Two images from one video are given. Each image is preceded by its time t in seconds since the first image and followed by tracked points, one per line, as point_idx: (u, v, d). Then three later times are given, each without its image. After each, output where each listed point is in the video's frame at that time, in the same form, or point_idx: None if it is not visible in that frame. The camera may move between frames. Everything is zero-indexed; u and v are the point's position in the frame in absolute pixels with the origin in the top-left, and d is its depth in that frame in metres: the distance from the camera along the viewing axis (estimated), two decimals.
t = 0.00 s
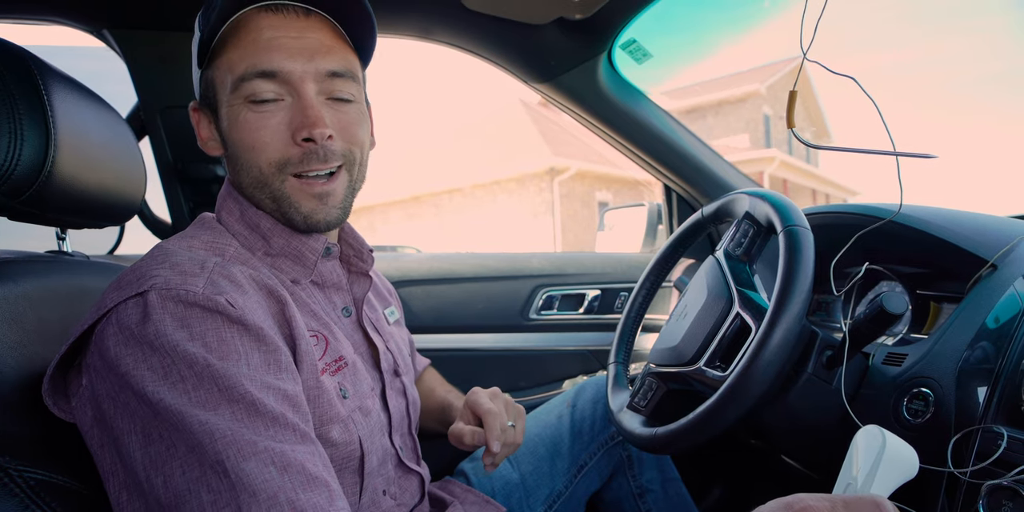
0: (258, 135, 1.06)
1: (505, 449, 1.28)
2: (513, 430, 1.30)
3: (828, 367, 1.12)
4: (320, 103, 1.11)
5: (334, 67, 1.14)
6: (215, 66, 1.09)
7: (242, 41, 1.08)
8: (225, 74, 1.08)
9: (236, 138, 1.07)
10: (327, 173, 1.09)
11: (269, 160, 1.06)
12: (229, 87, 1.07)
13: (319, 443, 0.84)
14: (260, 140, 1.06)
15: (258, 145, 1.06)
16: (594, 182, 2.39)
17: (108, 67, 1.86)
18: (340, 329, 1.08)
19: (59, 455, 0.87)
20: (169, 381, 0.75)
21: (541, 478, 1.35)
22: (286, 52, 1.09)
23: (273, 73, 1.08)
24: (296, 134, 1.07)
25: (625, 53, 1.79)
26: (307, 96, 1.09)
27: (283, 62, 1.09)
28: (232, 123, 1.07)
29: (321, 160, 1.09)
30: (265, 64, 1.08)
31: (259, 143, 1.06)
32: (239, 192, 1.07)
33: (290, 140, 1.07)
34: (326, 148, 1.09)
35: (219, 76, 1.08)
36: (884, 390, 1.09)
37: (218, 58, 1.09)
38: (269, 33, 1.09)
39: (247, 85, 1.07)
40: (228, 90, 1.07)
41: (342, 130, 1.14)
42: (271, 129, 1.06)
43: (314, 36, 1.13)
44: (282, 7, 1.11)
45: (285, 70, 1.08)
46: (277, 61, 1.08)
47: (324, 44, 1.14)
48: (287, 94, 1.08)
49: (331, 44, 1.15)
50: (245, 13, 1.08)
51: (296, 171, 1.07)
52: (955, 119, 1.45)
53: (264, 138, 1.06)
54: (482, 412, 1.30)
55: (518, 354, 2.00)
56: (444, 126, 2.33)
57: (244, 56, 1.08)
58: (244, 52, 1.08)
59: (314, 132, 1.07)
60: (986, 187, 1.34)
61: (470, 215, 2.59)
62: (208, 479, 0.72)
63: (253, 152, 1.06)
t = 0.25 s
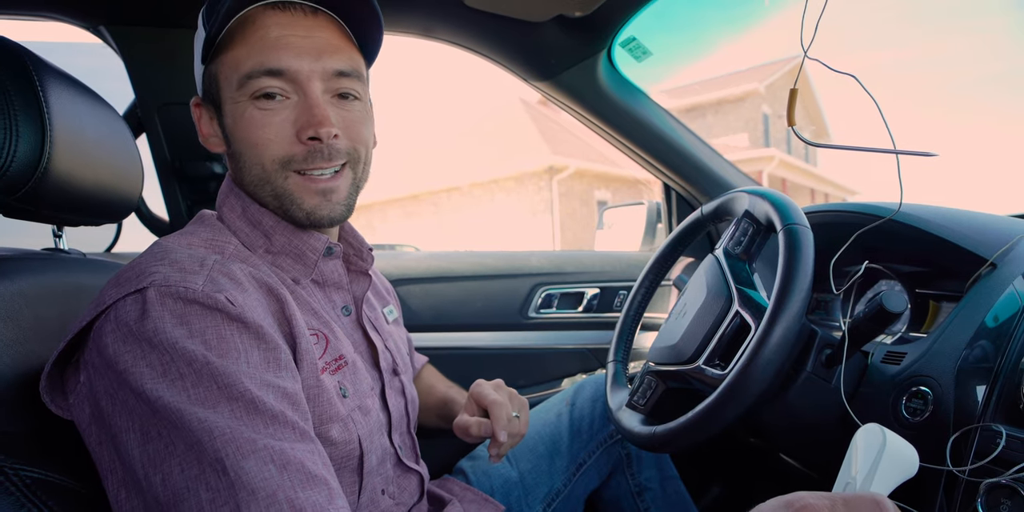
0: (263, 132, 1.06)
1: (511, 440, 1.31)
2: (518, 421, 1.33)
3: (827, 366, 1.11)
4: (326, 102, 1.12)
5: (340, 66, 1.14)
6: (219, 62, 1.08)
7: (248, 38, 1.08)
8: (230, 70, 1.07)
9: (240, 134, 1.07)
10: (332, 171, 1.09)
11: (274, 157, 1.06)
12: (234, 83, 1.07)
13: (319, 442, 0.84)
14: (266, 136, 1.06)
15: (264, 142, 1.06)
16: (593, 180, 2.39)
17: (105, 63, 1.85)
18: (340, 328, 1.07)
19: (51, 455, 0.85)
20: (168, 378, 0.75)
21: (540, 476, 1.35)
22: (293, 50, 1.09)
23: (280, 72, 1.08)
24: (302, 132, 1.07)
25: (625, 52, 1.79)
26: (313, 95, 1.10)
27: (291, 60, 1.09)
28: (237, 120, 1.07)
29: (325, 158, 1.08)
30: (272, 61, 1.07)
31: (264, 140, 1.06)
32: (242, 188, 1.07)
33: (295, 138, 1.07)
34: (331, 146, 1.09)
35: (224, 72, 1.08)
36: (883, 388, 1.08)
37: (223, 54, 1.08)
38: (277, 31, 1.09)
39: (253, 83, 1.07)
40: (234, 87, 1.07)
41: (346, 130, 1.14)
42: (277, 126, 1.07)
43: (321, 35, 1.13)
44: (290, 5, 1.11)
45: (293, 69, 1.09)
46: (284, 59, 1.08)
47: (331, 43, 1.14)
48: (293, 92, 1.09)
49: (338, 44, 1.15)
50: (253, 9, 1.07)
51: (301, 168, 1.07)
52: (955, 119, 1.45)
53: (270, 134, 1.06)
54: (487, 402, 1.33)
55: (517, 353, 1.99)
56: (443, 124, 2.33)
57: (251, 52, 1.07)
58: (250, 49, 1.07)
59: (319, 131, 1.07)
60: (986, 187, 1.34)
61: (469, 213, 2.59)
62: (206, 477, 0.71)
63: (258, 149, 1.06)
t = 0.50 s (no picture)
0: (275, 129, 1.06)
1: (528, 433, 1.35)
2: (535, 414, 1.36)
3: (824, 363, 1.11)
4: (337, 101, 1.11)
5: (351, 65, 1.14)
6: (229, 58, 1.07)
7: (259, 35, 1.07)
8: (240, 67, 1.06)
9: (250, 131, 1.06)
10: (342, 169, 1.10)
11: (286, 155, 1.06)
12: (244, 80, 1.06)
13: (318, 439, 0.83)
14: (278, 134, 1.06)
15: (275, 140, 1.06)
16: (591, 178, 2.39)
17: (103, 60, 1.85)
18: (340, 326, 1.07)
19: (48, 453, 0.84)
20: (167, 375, 0.75)
21: (538, 474, 1.35)
22: (305, 48, 1.09)
23: (292, 70, 1.07)
24: (315, 130, 1.07)
25: (624, 49, 1.79)
26: (325, 94, 1.09)
27: (302, 58, 1.08)
28: (247, 117, 1.06)
29: (336, 156, 1.09)
30: (284, 59, 1.07)
31: (275, 138, 1.06)
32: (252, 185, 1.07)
33: (307, 136, 1.07)
34: (342, 145, 1.09)
35: (235, 69, 1.07)
36: (881, 386, 1.08)
37: (233, 50, 1.07)
38: (288, 29, 1.08)
39: (265, 80, 1.06)
40: (244, 83, 1.06)
41: (356, 128, 1.14)
42: (289, 124, 1.06)
43: (332, 33, 1.12)
44: (300, 3, 1.11)
45: (305, 67, 1.08)
46: (296, 56, 1.07)
47: (341, 41, 1.14)
48: (304, 91, 1.08)
49: (348, 42, 1.15)
50: (265, 7, 1.07)
51: (312, 166, 1.07)
52: (953, 116, 1.45)
53: (281, 132, 1.06)
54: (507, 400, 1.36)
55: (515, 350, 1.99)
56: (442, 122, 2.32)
57: (262, 49, 1.06)
58: (261, 45, 1.07)
59: (332, 130, 1.08)
60: (984, 184, 1.34)
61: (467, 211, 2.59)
62: (202, 476, 0.71)
63: (268, 146, 1.06)
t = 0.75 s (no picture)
0: (315, 130, 1.07)
1: (578, 415, 1.41)
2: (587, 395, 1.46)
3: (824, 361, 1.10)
4: (370, 103, 1.14)
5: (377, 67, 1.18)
6: (266, 57, 1.07)
7: (300, 36, 1.08)
8: (278, 67, 1.06)
9: (288, 132, 1.07)
10: (374, 169, 1.14)
11: (326, 155, 1.08)
12: (284, 81, 1.07)
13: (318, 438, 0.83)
14: (319, 134, 1.07)
15: (316, 140, 1.07)
16: (591, 177, 2.38)
17: (102, 58, 1.85)
18: (342, 325, 1.07)
19: (49, 451, 0.85)
20: (166, 373, 0.75)
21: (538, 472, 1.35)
22: (343, 52, 1.11)
23: (332, 72, 1.09)
24: (355, 131, 1.10)
25: (624, 47, 1.79)
26: (361, 96, 1.12)
27: (342, 60, 1.11)
28: (289, 118, 1.07)
29: (371, 156, 1.12)
30: (325, 61, 1.09)
31: (316, 139, 1.07)
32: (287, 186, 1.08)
33: (347, 137, 1.09)
34: (377, 146, 1.13)
35: (273, 69, 1.06)
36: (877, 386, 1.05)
37: (271, 51, 1.07)
38: (326, 32, 1.11)
39: (307, 81, 1.07)
40: (283, 84, 1.06)
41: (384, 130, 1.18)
42: (330, 124, 1.08)
43: (362, 38, 1.16)
44: (332, 6, 1.14)
45: (344, 70, 1.11)
46: (338, 59, 1.10)
47: (370, 46, 1.17)
48: (342, 92, 1.10)
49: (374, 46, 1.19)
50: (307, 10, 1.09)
51: (351, 166, 1.10)
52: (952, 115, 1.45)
53: (323, 132, 1.07)
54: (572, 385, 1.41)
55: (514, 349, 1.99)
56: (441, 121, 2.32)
57: (303, 51, 1.08)
58: (304, 47, 1.08)
59: (372, 131, 1.11)
60: (984, 183, 1.34)
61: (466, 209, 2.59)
62: (196, 476, 0.70)
63: (308, 147, 1.07)
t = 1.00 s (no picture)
0: (321, 130, 1.07)
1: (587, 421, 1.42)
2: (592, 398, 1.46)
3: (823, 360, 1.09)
4: (376, 104, 1.14)
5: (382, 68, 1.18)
6: (272, 57, 1.06)
7: (308, 36, 1.08)
8: (285, 67, 1.06)
9: (294, 132, 1.06)
10: (378, 170, 1.13)
11: (332, 156, 1.07)
12: (290, 81, 1.06)
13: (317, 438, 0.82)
14: (325, 134, 1.07)
15: (322, 140, 1.07)
16: (591, 176, 2.38)
17: (101, 57, 1.84)
18: (340, 324, 1.07)
19: (47, 453, 0.84)
20: (163, 373, 0.75)
21: (537, 471, 1.36)
22: (349, 52, 1.11)
23: (339, 72, 1.09)
24: (361, 131, 1.09)
25: (624, 46, 1.78)
26: (367, 97, 1.12)
27: (349, 61, 1.10)
28: (295, 118, 1.06)
29: (376, 157, 1.12)
30: (332, 62, 1.09)
31: (322, 139, 1.07)
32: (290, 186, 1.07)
33: (354, 137, 1.09)
34: (382, 146, 1.12)
35: (280, 69, 1.06)
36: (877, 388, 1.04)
37: (277, 50, 1.07)
38: (334, 33, 1.10)
39: (314, 82, 1.07)
40: (290, 84, 1.06)
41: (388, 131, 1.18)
42: (336, 124, 1.07)
43: (368, 39, 1.16)
44: (339, 6, 1.14)
45: (351, 70, 1.10)
46: (344, 60, 1.10)
47: (376, 47, 1.17)
48: (348, 92, 1.10)
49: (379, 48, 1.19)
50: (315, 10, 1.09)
51: (356, 166, 1.09)
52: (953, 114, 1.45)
53: (329, 132, 1.07)
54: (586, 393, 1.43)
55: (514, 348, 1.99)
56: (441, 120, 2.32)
57: (310, 51, 1.08)
58: (311, 47, 1.08)
59: (378, 131, 1.11)
60: (985, 182, 1.34)
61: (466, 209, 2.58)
62: (192, 476, 0.69)
63: (314, 147, 1.06)
